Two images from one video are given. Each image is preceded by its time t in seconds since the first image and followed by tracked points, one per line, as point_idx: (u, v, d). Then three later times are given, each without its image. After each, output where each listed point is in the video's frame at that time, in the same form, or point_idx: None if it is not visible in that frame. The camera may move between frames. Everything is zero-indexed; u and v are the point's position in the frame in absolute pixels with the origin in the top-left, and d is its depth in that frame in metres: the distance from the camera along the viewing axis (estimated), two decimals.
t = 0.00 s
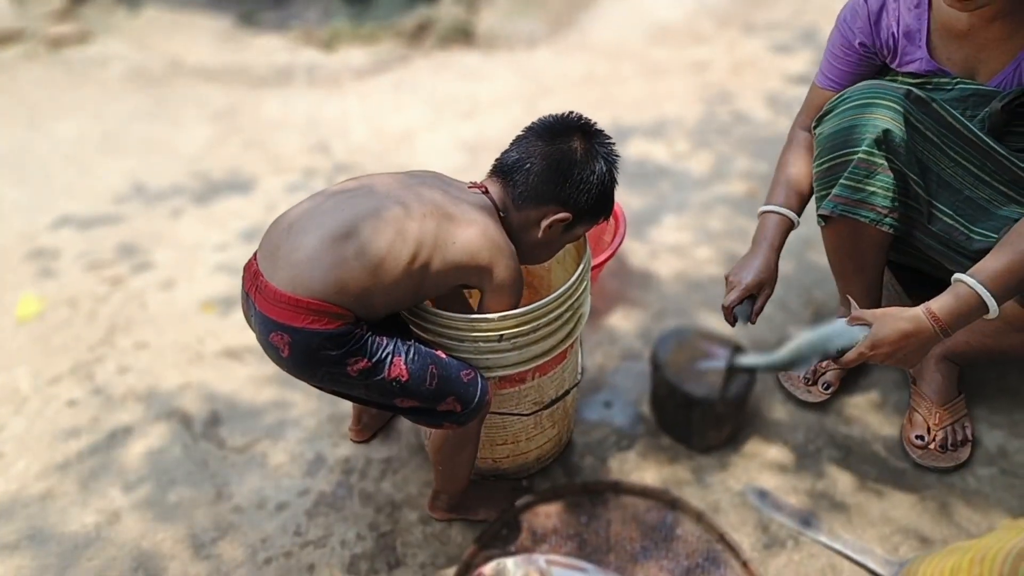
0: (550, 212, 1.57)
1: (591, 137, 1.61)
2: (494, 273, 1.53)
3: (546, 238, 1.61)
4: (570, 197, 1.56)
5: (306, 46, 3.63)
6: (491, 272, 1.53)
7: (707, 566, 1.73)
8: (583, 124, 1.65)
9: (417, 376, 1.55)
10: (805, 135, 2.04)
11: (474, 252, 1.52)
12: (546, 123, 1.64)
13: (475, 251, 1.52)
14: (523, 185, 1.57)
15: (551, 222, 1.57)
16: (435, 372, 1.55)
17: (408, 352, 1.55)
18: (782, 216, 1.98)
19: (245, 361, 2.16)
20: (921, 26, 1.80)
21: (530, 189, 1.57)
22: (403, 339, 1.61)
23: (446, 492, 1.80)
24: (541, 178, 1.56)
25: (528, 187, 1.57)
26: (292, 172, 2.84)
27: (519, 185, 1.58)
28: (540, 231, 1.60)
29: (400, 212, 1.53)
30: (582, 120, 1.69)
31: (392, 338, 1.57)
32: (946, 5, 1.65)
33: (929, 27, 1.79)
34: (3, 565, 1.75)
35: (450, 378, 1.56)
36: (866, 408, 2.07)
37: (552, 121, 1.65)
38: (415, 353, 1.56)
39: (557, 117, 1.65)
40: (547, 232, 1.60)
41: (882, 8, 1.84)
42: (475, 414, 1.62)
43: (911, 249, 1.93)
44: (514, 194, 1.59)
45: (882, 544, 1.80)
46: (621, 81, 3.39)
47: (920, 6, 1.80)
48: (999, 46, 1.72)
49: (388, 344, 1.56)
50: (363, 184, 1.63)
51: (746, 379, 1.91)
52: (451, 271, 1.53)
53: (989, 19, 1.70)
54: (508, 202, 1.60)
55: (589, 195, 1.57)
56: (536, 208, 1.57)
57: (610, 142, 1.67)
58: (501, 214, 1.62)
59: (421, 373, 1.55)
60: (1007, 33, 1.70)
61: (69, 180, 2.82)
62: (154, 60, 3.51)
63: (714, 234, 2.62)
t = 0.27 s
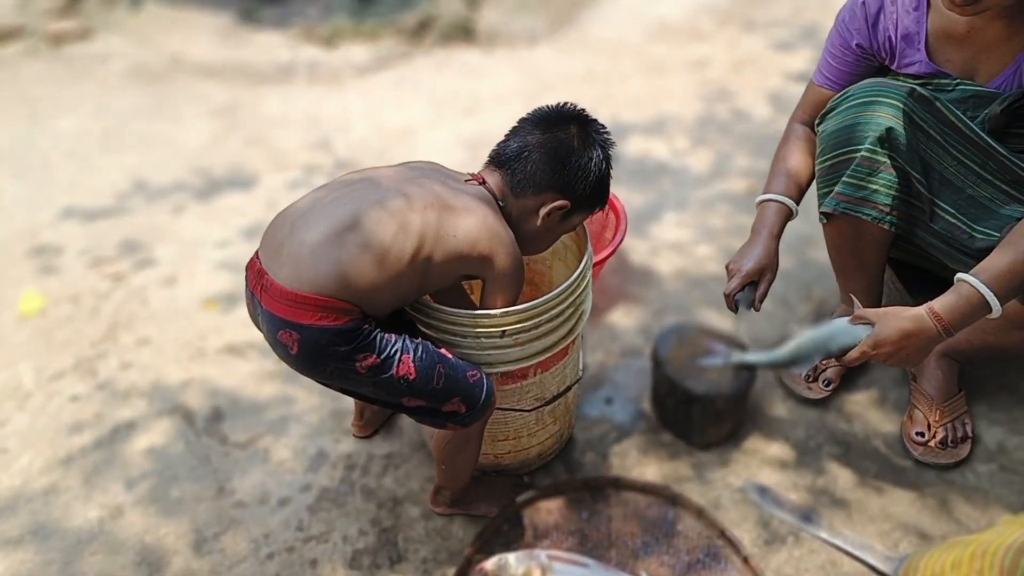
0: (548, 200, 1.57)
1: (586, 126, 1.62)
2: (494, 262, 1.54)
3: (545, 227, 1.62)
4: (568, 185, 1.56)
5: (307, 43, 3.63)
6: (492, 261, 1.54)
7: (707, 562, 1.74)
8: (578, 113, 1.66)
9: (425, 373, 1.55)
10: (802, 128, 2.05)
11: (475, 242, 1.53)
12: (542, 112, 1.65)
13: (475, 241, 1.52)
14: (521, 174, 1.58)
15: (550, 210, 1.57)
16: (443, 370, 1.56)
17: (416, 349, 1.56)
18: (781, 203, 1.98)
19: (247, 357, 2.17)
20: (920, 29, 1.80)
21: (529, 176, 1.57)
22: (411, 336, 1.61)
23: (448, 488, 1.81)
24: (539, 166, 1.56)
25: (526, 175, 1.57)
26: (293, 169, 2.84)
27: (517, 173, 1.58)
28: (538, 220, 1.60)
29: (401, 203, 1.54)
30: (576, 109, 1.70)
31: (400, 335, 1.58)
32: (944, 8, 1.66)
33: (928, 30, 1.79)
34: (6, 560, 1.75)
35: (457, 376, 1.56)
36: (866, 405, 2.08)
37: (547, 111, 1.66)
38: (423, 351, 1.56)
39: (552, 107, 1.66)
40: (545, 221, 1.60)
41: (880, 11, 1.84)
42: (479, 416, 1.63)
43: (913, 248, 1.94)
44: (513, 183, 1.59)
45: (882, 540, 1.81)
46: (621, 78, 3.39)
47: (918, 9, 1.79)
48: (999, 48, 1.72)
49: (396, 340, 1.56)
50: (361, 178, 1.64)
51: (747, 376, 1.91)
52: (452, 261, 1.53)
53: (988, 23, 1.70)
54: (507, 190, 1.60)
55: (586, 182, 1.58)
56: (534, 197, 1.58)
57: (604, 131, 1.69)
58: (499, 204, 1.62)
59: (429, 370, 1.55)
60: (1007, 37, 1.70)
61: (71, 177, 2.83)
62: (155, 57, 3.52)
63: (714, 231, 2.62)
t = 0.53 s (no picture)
0: (539, 175, 1.58)
1: (574, 99, 1.63)
2: (488, 245, 1.53)
3: (535, 204, 1.62)
4: (558, 160, 1.57)
5: (308, 40, 3.63)
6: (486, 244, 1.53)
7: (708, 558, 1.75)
8: (564, 86, 1.67)
9: (422, 374, 1.56)
10: (803, 120, 2.06)
11: (467, 226, 1.52)
12: (527, 87, 1.65)
13: (467, 225, 1.52)
14: (510, 150, 1.58)
15: (541, 186, 1.58)
16: (440, 371, 1.56)
17: (414, 349, 1.56)
18: (788, 193, 1.96)
19: (249, 354, 2.18)
20: (920, 24, 1.81)
21: (518, 153, 1.57)
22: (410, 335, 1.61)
23: (449, 485, 1.82)
24: (528, 142, 1.57)
25: (516, 150, 1.57)
26: (294, 166, 2.85)
27: (506, 149, 1.58)
28: (528, 196, 1.60)
29: (391, 193, 1.53)
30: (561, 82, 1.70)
31: (398, 335, 1.58)
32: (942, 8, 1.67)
33: (928, 26, 1.80)
34: (10, 555, 1.76)
35: (454, 378, 1.57)
36: (866, 403, 2.09)
37: (533, 85, 1.66)
38: (421, 351, 1.56)
39: (538, 81, 1.66)
40: (536, 197, 1.60)
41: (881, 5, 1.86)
42: (477, 416, 1.64)
43: (915, 248, 1.94)
44: (502, 159, 1.59)
45: (883, 537, 1.82)
46: (623, 76, 3.39)
47: (919, 5, 1.80)
48: (998, 48, 1.73)
49: (394, 340, 1.56)
50: (348, 171, 1.63)
51: (748, 373, 1.92)
52: (445, 247, 1.53)
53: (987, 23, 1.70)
54: (496, 169, 1.60)
55: (576, 156, 1.59)
56: (524, 173, 1.58)
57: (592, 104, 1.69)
58: (489, 183, 1.61)
59: (426, 371, 1.56)
60: (1006, 36, 1.70)
61: (73, 174, 2.83)
62: (157, 54, 3.52)
63: (714, 229, 2.63)
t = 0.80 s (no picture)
0: (529, 137, 1.55)
1: (562, 55, 1.60)
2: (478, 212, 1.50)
3: (526, 168, 1.59)
4: (548, 120, 1.54)
5: (309, 37, 3.63)
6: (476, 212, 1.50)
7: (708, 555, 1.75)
8: (552, 42, 1.64)
9: (417, 370, 1.56)
10: (806, 124, 2.06)
11: (454, 196, 1.49)
12: (514, 45, 1.62)
13: (453, 196, 1.49)
14: (499, 111, 1.55)
15: (532, 148, 1.55)
16: (436, 368, 1.56)
17: (410, 346, 1.55)
18: (781, 204, 2.01)
19: (250, 350, 2.18)
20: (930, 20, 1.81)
21: (506, 115, 1.54)
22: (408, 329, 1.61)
23: (448, 482, 1.82)
24: (517, 102, 1.54)
25: (505, 111, 1.54)
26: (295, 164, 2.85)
27: (494, 110, 1.55)
28: (519, 160, 1.57)
29: (374, 173, 1.51)
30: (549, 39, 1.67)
31: (396, 330, 1.57)
32: None
33: (937, 22, 1.81)
34: (12, 551, 1.76)
35: (449, 375, 1.57)
36: (865, 400, 2.09)
37: (519, 43, 1.63)
38: (417, 348, 1.56)
39: (524, 38, 1.63)
40: (526, 161, 1.57)
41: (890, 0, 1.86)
42: (470, 412, 1.64)
43: (915, 245, 1.95)
44: (491, 120, 1.56)
45: (882, 534, 1.82)
46: (623, 74, 3.40)
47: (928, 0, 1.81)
48: (1006, 42, 1.73)
49: (391, 336, 1.56)
50: (328, 156, 1.60)
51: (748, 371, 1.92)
52: (435, 223, 1.50)
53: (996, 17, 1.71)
54: (483, 134, 1.57)
55: (566, 115, 1.56)
56: (514, 135, 1.55)
57: (581, 61, 1.66)
58: (478, 148, 1.58)
59: (422, 368, 1.56)
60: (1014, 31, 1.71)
61: (73, 171, 2.83)
62: (157, 51, 3.52)
63: (714, 227, 2.63)
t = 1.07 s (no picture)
0: (519, 101, 1.53)
1: (551, 15, 1.57)
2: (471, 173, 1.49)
3: (518, 132, 1.57)
4: (538, 83, 1.52)
5: (310, 39, 3.63)
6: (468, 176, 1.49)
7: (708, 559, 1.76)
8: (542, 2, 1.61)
9: (416, 368, 1.56)
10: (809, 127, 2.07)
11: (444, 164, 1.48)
12: (502, 7, 1.59)
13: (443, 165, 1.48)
14: (488, 75, 1.52)
15: (522, 112, 1.53)
16: (434, 366, 1.57)
17: (410, 344, 1.56)
18: (777, 202, 2.01)
19: (252, 353, 2.19)
20: (929, 26, 1.83)
21: (496, 78, 1.52)
22: (409, 327, 1.61)
23: (448, 485, 1.83)
24: (505, 65, 1.51)
25: (493, 75, 1.52)
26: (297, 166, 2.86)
27: (483, 74, 1.53)
28: (510, 124, 1.55)
29: (359, 155, 1.48)
30: None
31: (397, 327, 1.57)
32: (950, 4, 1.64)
33: (937, 28, 1.82)
34: (15, 552, 1.77)
35: (445, 375, 1.59)
36: (865, 404, 2.10)
37: (508, 3, 1.60)
38: (417, 347, 1.57)
39: None
40: (517, 125, 1.55)
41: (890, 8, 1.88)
42: (455, 415, 1.65)
43: (915, 250, 1.95)
44: (479, 84, 1.53)
45: (881, 538, 1.83)
46: (624, 77, 3.40)
47: (928, 7, 1.82)
48: (1007, 47, 1.73)
49: (393, 334, 1.56)
50: (309, 146, 1.57)
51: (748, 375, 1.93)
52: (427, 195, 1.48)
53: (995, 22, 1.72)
54: (472, 100, 1.55)
55: (556, 77, 1.53)
56: (504, 99, 1.53)
57: (572, 20, 1.64)
58: (467, 113, 1.56)
59: (421, 367, 1.57)
60: (1014, 36, 1.72)
61: (75, 173, 2.84)
62: (159, 53, 3.53)
63: (714, 231, 2.64)
